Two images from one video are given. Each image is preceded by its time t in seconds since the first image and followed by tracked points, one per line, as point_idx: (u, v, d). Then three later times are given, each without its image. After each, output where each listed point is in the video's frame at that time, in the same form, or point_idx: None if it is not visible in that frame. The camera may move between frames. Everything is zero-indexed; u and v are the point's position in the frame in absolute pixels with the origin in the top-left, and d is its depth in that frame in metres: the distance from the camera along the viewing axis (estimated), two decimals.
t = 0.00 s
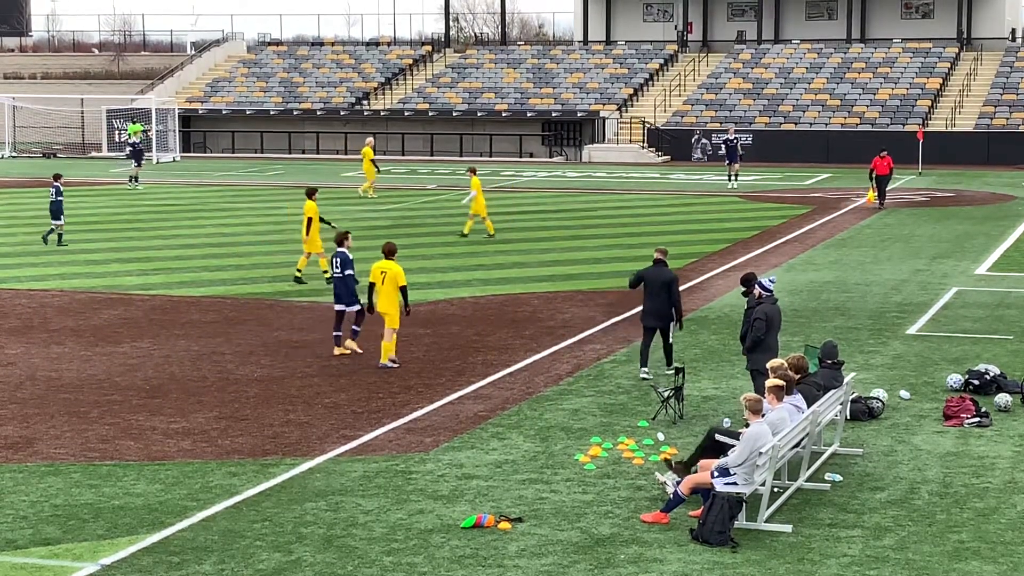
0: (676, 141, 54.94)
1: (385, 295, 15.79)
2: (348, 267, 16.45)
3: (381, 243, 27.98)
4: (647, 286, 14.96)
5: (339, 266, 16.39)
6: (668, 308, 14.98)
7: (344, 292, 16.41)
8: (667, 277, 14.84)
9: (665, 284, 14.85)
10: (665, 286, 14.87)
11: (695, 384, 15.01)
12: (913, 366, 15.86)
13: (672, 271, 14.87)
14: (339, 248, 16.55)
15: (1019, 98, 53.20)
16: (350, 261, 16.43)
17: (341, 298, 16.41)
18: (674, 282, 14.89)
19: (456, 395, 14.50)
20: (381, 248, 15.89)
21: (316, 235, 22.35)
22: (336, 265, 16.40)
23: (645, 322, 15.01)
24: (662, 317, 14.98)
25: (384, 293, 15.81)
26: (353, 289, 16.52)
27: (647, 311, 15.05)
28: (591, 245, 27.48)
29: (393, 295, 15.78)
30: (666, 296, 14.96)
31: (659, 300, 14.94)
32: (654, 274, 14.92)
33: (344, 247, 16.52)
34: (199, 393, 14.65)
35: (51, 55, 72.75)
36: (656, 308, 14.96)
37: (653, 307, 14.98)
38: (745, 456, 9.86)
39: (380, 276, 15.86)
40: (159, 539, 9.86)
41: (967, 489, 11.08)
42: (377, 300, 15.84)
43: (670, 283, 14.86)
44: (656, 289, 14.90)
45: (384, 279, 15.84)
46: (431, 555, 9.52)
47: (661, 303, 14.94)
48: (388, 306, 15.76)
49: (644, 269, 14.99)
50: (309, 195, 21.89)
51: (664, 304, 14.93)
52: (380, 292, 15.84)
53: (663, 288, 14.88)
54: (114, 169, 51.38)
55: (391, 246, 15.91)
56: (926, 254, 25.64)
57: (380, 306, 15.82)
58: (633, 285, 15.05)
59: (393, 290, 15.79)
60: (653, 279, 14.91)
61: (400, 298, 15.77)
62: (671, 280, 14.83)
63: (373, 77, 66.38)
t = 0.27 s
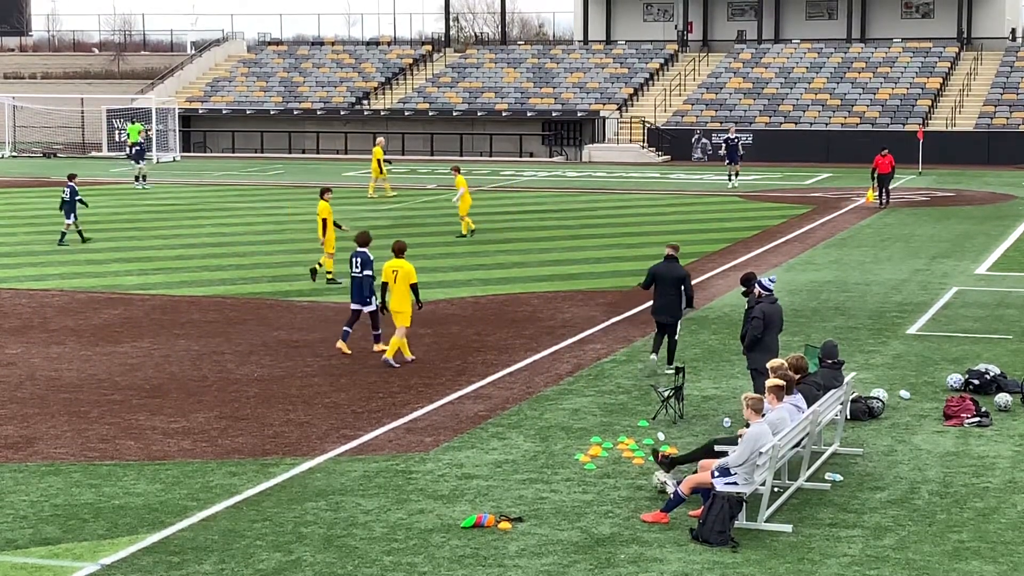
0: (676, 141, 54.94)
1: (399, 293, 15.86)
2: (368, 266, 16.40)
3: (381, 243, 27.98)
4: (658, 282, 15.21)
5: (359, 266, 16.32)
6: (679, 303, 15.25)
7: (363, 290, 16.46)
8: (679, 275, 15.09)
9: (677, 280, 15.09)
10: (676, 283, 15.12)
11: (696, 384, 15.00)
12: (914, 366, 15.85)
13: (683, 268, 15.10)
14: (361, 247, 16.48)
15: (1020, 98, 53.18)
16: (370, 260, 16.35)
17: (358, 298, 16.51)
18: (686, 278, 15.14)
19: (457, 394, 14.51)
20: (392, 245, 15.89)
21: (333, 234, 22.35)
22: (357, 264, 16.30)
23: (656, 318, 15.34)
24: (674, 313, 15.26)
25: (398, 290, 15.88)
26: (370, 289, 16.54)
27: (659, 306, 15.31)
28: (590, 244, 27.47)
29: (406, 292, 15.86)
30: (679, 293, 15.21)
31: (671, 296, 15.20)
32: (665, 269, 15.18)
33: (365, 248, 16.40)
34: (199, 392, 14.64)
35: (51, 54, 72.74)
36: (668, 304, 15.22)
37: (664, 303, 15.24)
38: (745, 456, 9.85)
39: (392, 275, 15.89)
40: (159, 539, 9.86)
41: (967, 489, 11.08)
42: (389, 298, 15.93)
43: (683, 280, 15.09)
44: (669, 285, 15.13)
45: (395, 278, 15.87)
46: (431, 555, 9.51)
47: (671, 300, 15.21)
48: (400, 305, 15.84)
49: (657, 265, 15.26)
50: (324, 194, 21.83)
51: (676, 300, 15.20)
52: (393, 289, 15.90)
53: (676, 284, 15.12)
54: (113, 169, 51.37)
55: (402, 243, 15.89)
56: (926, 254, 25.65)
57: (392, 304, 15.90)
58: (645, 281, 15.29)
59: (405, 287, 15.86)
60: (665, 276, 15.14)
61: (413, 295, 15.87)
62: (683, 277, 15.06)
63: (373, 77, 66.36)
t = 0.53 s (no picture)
0: (676, 141, 54.94)
1: (409, 292, 15.94)
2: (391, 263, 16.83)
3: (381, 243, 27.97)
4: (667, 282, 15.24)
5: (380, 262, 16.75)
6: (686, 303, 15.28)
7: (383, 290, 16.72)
8: (688, 273, 15.20)
9: (686, 279, 15.18)
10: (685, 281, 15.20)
11: (696, 384, 15.01)
12: (913, 366, 15.85)
13: (690, 266, 15.23)
14: (380, 245, 16.98)
15: (1020, 98, 53.19)
16: (392, 257, 16.81)
17: (378, 296, 16.67)
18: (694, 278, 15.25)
19: (456, 395, 14.50)
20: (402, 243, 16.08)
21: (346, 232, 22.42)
22: (379, 261, 16.75)
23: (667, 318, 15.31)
24: (683, 312, 15.27)
25: (407, 288, 15.92)
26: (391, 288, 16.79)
27: (667, 307, 15.29)
28: (590, 245, 27.48)
29: (415, 290, 15.90)
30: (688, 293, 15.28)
31: (680, 296, 15.21)
32: (673, 269, 15.26)
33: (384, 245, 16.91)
34: (199, 392, 14.65)
35: (51, 54, 72.73)
36: (678, 303, 15.21)
37: (674, 303, 15.22)
38: (745, 456, 9.84)
39: (401, 272, 15.92)
40: (158, 539, 9.86)
41: (966, 489, 11.09)
42: (400, 296, 16.01)
43: (691, 279, 15.19)
44: (678, 284, 15.18)
45: (404, 275, 15.89)
46: (431, 555, 9.51)
47: (682, 300, 15.21)
48: (411, 302, 15.96)
49: (664, 266, 15.32)
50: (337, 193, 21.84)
51: (685, 299, 15.22)
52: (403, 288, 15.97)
53: (684, 284, 15.18)
54: (113, 169, 51.38)
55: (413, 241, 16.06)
56: (926, 254, 25.66)
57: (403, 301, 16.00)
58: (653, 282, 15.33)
59: (414, 285, 15.88)
60: (674, 275, 15.21)
61: (423, 293, 15.91)
62: (691, 275, 15.18)
63: (373, 77, 66.36)
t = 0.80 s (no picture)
0: (675, 141, 54.93)
1: (419, 292, 16.04)
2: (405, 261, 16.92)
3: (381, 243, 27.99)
4: (673, 279, 15.54)
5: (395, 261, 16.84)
6: (693, 298, 15.59)
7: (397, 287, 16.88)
8: (692, 270, 15.44)
9: (690, 275, 15.45)
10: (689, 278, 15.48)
11: (696, 384, 15.01)
12: (913, 366, 15.85)
13: (694, 263, 15.43)
14: (393, 243, 16.95)
15: (1019, 98, 53.18)
16: (408, 256, 16.90)
17: (391, 293, 16.86)
18: (698, 273, 15.50)
19: (456, 395, 14.50)
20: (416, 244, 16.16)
21: (356, 233, 22.45)
22: (394, 260, 16.83)
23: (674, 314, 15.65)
24: (690, 307, 15.59)
25: (418, 288, 16.02)
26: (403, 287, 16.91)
27: (674, 303, 15.64)
28: (590, 245, 27.48)
29: (425, 290, 15.99)
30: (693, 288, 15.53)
31: (685, 292, 15.54)
32: (678, 267, 15.49)
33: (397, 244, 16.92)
34: (199, 392, 14.65)
35: (50, 54, 72.75)
36: (684, 300, 15.54)
37: (680, 299, 15.56)
38: (745, 457, 9.84)
39: (414, 273, 16.02)
40: (158, 539, 9.86)
41: (966, 489, 11.09)
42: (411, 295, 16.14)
43: (695, 275, 15.45)
44: (682, 281, 15.48)
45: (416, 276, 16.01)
46: (431, 556, 9.51)
47: (687, 296, 15.54)
48: (421, 301, 16.07)
49: (669, 263, 15.57)
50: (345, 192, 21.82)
51: (691, 295, 15.53)
52: (414, 287, 16.09)
53: (689, 280, 15.48)
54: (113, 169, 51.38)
55: (423, 242, 16.15)
56: (927, 254, 25.67)
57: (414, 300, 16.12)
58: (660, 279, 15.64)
59: (424, 286, 15.97)
60: (678, 273, 15.48)
61: (432, 294, 16.03)
62: (695, 272, 15.42)
63: (373, 77, 66.37)
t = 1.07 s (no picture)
0: (675, 141, 54.92)
1: (435, 287, 16.10)
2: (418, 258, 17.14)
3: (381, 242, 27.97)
4: (680, 276, 15.66)
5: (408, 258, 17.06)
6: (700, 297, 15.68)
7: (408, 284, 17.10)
8: (700, 268, 15.53)
9: (698, 274, 15.55)
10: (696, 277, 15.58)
11: (696, 384, 15.00)
12: (914, 366, 15.84)
13: (703, 262, 15.52)
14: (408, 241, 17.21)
15: (1019, 98, 53.17)
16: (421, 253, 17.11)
17: (405, 289, 17.10)
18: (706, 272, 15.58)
19: (456, 395, 14.49)
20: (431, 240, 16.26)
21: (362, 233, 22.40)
22: (408, 256, 17.05)
23: (679, 311, 15.77)
24: (695, 305, 15.70)
25: (433, 285, 16.10)
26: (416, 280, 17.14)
27: (681, 300, 15.76)
28: (590, 245, 27.46)
29: (442, 287, 16.10)
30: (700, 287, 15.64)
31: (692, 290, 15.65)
32: (686, 265, 15.61)
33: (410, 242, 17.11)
34: (199, 392, 14.64)
35: (50, 54, 72.76)
36: (690, 297, 15.66)
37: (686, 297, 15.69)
38: (745, 456, 9.84)
39: (428, 270, 16.12)
40: (158, 539, 9.85)
41: (966, 489, 11.08)
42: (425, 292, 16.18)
43: (703, 274, 15.54)
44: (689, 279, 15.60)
45: (432, 273, 16.08)
46: (431, 555, 9.51)
47: (693, 293, 15.64)
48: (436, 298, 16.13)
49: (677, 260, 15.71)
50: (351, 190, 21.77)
51: (698, 294, 15.63)
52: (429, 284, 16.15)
53: (696, 279, 15.58)
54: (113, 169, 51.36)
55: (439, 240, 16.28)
56: (927, 254, 25.65)
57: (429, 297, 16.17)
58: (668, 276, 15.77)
59: (441, 281, 16.08)
60: (685, 270, 15.60)
61: (449, 290, 16.14)
62: (703, 270, 15.50)
63: (373, 77, 66.33)
